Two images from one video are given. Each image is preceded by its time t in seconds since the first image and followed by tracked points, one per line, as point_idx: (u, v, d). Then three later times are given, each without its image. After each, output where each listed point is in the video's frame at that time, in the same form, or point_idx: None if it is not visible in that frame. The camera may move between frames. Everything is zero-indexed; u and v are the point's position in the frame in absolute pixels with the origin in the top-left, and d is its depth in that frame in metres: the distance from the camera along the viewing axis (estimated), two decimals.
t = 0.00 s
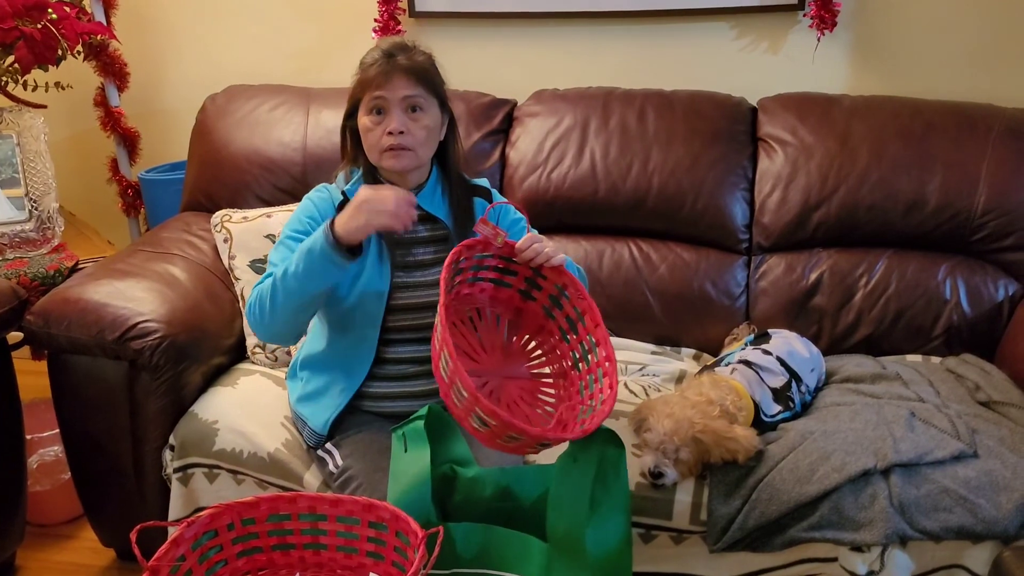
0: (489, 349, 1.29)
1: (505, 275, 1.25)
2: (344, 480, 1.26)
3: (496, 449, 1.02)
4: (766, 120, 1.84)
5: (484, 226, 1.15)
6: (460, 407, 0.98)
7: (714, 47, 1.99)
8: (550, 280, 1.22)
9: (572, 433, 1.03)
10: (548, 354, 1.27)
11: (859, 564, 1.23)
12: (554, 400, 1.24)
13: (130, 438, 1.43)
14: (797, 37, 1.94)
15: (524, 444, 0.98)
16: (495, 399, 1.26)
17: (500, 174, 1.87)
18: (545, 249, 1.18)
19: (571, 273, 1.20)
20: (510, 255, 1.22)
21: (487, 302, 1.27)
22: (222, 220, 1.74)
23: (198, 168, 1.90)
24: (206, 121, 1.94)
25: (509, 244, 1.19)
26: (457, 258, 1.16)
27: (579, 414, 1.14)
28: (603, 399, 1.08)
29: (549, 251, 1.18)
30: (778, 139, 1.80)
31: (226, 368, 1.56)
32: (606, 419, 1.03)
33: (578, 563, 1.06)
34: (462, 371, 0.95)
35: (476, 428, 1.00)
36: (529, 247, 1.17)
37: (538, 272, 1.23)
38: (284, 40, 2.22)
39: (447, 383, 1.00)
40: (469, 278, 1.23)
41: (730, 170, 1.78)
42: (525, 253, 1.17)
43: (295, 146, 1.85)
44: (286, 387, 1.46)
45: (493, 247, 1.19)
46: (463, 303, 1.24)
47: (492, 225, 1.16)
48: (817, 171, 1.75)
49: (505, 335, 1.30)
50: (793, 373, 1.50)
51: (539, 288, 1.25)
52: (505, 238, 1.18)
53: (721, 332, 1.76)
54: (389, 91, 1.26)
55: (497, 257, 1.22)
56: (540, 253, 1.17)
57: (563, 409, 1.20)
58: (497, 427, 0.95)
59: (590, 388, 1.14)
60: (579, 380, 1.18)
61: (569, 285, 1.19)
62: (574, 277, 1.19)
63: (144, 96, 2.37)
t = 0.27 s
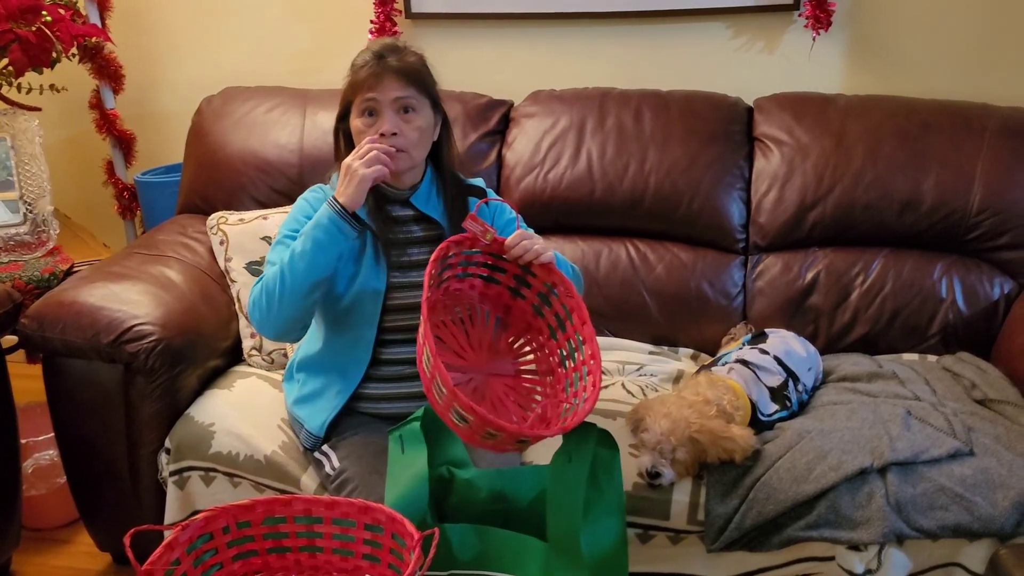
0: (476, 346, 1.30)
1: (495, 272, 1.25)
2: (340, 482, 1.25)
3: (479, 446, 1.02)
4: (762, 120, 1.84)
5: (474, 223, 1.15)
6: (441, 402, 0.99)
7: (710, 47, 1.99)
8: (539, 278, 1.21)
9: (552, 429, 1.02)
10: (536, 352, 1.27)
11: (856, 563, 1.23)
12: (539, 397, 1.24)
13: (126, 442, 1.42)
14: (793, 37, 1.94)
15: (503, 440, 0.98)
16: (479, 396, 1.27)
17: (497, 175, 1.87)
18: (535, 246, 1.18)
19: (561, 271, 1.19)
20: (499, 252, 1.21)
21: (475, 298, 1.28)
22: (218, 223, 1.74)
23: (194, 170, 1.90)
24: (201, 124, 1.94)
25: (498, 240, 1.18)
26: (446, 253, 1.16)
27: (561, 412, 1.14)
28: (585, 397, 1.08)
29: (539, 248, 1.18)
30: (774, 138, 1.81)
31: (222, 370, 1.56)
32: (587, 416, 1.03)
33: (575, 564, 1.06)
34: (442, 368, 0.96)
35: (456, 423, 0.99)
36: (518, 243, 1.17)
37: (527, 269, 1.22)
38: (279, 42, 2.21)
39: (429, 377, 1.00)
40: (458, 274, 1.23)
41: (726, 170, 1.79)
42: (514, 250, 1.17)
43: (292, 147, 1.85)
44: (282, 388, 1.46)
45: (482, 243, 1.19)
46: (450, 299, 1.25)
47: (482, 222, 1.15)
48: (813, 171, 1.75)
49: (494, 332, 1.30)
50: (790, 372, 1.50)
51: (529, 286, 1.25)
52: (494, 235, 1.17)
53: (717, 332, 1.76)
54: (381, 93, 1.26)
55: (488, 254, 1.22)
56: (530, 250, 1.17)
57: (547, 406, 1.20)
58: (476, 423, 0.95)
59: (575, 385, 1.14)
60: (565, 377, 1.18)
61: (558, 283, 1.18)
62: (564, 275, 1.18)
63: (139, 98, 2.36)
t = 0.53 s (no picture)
0: (472, 345, 1.30)
1: (489, 271, 1.25)
2: (336, 485, 1.26)
3: (479, 445, 1.02)
4: (756, 119, 1.84)
5: (465, 223, 1.15)
6: (440, 401, 0.99)
7: (704, 47, 1.99)
8: (533, 275, 1.21)
9: (553, 425, 1.02)
10: (533, 349, 1.28)
11: (852, 561, 1.24)
12: (538, 394, 1.24)
13: (121, 447, 1.42)
14: (786, 36, 1.95)
15: (503, 438, 0.98)
16: (477, 394, 1.26)
17: (492, 177, 1.87)
18: (527, 244, 1.17)
19: (555, 268, 1.19)
20: (492, 251, 1.21)
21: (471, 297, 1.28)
22: (212, 227, 1.74)
23: (188, 174, 1.90)
24: (195, 128, 1.94)
25: (491, 240, 1.18)
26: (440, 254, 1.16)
27: (560, 408, 1.14)
28: (584, 392, 1.08)
29: (532, 245, 1.18)
30: (768, 138, 1.81)
31: (218, 374, 1.56)
32: (585, 411, 1.03)
33: (571, 565, 1.06)
34: (440, 367, 0.96)
35: (455, 423, 1.00)
36: (511, 242, 1.17)
37: (521, 267, 1.22)
38: (273, 46, 2.22)
39: (428, 378, 1.00)
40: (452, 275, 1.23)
41: (720, 170, 1.79)
42: (507, 248, 1.17)
43: (286, 151, 1.85)
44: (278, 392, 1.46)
45: (474, 243, 1.19)
46: (446, 298, 1.25)
47: (473, 222, 1.16)
48: (806, 170, 1.75)
49: (490, 331, 1.30)
50: (785, 371, 1.50)
51: (523, 283, 1.25)
52: (486, 234, 1.17)
53: (713, 331, 1.77)
54: (369, 96, 1.26)
55: (480, 254, 1.22)
56: (523, 248, 1.16)
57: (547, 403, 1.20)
58: (476, 421, 0.95)
59: (574, 380, 1.14)
60: (562, 374, 1.18)
61: (552, 280, 1.18)
62: (557, 272, 1.19)
63: (133, 103, 2.36)
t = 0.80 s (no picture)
0: (461, 345, 1.30)
1: (478, 271, 1.26)
2: (332, 487, 1.26)
3: (468, 445, 1.02)
4: (747, 118, 1.85)
5: (454, 224, 1.15)
6: (427, 402, 0.99)
7: (695, 46, 2.00)
8: (522, 275, 1.22)
9: (539, 424, 1.02)
10: (523, 349, 1.28)
11: (847, 557, 1.25)
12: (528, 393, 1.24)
13: (115, 451, 1.42)
14: (776, 35, 1.95)
15: (491, 438, 0.98)
16: (466, 395, 1.26)
17: (485, 178, 1.88)
18: (516, 244, 1.18)
19: (543, 268, 1.19)
20: (481, 252, 1.22)
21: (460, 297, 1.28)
22: (205, 230, 1.74)
23: (181, 178, 1.90)
24: (187, 132, 1.93)
25: (479, 240, 1.18)
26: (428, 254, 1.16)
27: (548, 407, 1.14)
28: (571, 391, 1.08)
29: (521, 245, 1.18)
30: (760, 136, 1.81)
31: (212, 378, 1.56)
32: (571, 410, 1.03)
33: (566, 564, 1.06)
34: (427, 369, 0.96)
35: (443, 423, 1.00)
36: (500, 242, 1.17)
37: (510, 267, 1.23)
38: (265, 49, 2.21)
39: (414, 379, 1.01)
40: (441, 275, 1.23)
41: (712, 169, 1.79)
42: (496, 248, 1.17)
43: (278, 154, 1.85)
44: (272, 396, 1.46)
45: (463, 243, 1.19)
46: (435, 298, 1.25)
47: (462, 222, 1.15)
48: (798, 168, 1.76)
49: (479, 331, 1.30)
50: (778, 368, 1.50)
51: (512, 283, 1.25)
52: (475, 234, 1.17)
53: (707, 329, 1.77)
54: (358, 98, 1.26)
55: (469, 254, 1.22)
56: (511, 248, 1.17)
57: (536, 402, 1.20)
58: (462, 422, 0.95)
59: (562, 380, 1.15)
60: (551, 373, 1.18)
61: (541, 279, 1.19)
62: (546, 271, 1.19)
63: (125, 108, 2.36)
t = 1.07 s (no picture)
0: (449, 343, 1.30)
1: (465, 269, 1.26)
2: (314, 490, 1.25)
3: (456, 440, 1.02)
4: (726, 116, 1.85)
5: (442, 221, 1.15)
6: (417, 397, 0.99)
7: (674, 45, 2.01)
8: (509, 273, 1.22)
9: (528, 419, 1.02)
10: (509, 347, 1.28)
11: (828, 552, 1.26)
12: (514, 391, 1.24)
13: (95, 457, 1.41)
14: (755, 34, 1.96)
15: (480, 432, 0.98)
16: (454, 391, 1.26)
17: (466, 178, 1.88)
18: (504, 241, 1.18)
19: (530, 266, 1.20)
20: (469, 249, 1.22)
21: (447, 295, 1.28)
22: (184, 234, 1.73)
23: (159, 181, 1.88)
24: (165, 134, 1.92)
25: (467, 237, 1.19)
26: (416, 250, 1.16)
27: (536, 403, 1.14)
28: (560, 386, 1.08)
29: (509, 243, 1.18)
30: (739, 134, 1.82)
31: (192, 382, 1.55)
32: (564, 402, 1.04)
33: (550, 563, 1.07)
34: (416, 363, 0.96)
35: (432, 418, 1.00)
36: (487, 240, 1.17)
37: (496, 265, 1.23)
38: (244, 50, 2.20)
39: (404, 373, 1.00)
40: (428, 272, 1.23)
41: (692, 168, 1.80)
42: (483, 246, 1.17)
43: (257, 156, 1.84)
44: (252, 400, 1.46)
45: (450, 240, 1.20)
46: (422, 295, 1.25)
47: (450, 219, 1.16)
48: (778, 165, 1.77)
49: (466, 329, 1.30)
50: (759, 365, 1.51)
51: (498, 281, 1.25)
52: (462, 232, 1.17)
53: (688, 327, 1.78)
54: (338, 114, 1.25)
55: (456, 251, 1.23)
56: (499, 246, 1.17)
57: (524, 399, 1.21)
58: (452, 416, 0.95)
59: (550, 376, 1.15)
60: (539, 369, 1.19)
61: (528, 277, 1.20)
62: (533, 269, 1.20)
63: (104, 111, 2.34)
